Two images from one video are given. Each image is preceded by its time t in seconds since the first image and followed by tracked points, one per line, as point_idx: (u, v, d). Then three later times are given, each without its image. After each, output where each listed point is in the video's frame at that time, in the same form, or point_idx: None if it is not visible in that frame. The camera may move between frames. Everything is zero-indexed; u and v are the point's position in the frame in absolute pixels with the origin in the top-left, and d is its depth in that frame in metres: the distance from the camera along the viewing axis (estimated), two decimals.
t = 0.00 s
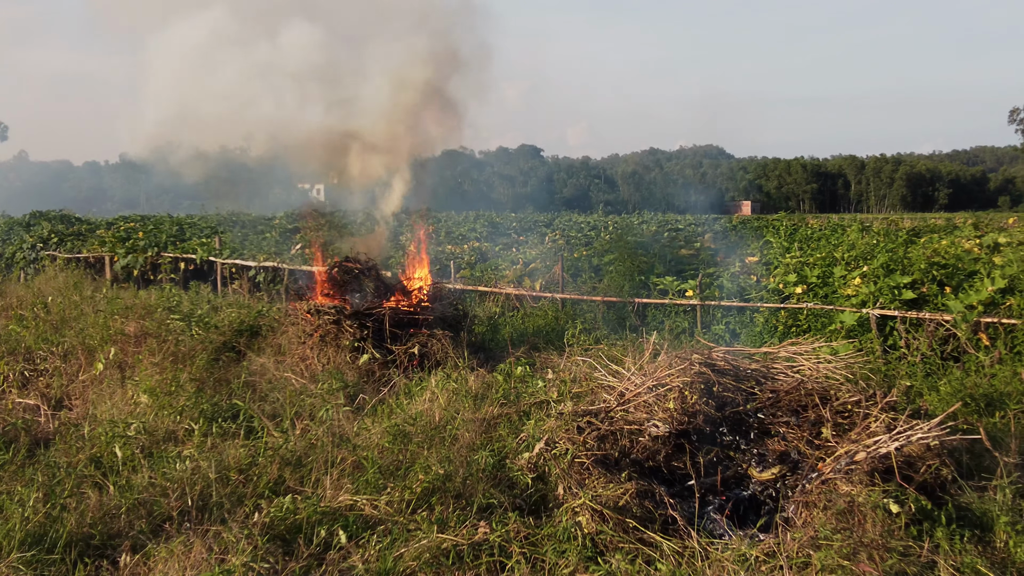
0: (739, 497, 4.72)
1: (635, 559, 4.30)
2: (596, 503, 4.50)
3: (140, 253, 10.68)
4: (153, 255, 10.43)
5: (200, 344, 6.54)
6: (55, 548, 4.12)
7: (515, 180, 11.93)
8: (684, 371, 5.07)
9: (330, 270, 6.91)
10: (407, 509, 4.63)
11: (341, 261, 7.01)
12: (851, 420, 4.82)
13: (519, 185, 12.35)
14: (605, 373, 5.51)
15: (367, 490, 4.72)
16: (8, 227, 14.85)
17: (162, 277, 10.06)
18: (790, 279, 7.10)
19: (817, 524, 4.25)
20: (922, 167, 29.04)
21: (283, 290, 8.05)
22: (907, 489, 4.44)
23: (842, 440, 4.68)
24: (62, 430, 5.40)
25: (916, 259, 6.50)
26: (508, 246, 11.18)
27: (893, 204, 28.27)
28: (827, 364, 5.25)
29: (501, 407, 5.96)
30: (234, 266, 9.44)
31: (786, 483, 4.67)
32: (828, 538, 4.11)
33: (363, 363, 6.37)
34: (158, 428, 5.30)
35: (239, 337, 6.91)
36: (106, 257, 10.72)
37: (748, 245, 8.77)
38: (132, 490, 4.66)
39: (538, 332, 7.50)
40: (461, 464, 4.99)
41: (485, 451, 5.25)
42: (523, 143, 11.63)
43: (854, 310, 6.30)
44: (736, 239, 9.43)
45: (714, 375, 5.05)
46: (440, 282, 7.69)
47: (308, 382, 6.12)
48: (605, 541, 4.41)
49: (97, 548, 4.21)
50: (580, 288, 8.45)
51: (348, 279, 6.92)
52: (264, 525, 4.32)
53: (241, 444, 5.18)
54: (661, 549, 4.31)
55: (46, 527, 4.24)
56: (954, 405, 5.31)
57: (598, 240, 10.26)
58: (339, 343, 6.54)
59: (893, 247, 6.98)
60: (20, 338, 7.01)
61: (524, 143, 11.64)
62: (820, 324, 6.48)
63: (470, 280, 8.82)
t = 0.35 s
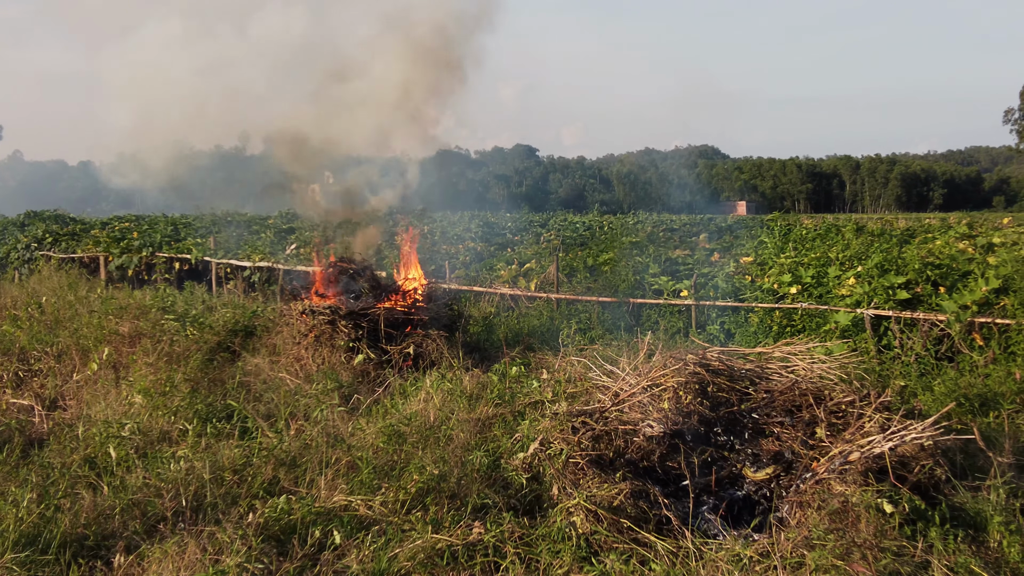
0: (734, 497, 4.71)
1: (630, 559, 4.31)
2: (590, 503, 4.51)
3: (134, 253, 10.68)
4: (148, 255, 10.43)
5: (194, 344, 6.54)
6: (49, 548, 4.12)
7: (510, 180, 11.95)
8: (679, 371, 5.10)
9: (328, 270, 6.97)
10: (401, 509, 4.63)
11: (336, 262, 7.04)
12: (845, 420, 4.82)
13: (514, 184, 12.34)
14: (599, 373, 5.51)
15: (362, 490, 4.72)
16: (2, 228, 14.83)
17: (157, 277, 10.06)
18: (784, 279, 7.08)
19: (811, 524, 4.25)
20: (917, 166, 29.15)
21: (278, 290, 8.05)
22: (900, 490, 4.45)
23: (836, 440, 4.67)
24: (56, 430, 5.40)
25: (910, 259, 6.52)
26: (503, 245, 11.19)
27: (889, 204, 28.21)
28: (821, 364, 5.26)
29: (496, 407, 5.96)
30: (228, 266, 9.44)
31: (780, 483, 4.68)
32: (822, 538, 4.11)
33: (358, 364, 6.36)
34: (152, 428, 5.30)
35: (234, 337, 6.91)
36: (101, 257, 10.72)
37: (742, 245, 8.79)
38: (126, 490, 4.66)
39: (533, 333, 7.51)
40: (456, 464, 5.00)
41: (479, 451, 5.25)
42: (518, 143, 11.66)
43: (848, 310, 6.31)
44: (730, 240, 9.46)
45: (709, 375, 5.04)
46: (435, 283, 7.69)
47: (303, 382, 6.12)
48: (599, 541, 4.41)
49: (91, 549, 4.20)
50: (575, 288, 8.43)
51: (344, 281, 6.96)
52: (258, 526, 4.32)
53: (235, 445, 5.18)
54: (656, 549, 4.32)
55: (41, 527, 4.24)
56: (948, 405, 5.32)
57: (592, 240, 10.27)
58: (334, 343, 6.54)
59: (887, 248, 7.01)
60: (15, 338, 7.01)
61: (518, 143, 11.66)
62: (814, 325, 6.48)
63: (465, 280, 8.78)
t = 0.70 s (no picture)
0: (730, 497, 4.72)
1: (625, 559, 4.31)
2: (586, 504, 4.50)
3: (130, 252, 10.68)
4: (144, 255, 10.42)
5: (190, 344, 6.53)
6: (44, 548, 4.11)
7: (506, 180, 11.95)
8: (674, 371, 5.13)
9: (322, 269, 6.97)
10: (397, 509, 4.62)
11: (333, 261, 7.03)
12: (841, 420, 4.82)
13: (510, 183, 12.34)
14: (596, 374, 5.60)
15: (358, 490, 4.72)
16: None
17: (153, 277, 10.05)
18: (780, 279, 7.07)
19: (808, 524, 4.24)
20: (913, 167, 29.25)
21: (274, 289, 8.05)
22: (896, 489, 4.45)
23: (832, 440, 4.68)
24: (52, 430, 5.40)
25: (906, 260, 6.53)
26: (499, 245, 11.20)
27: (884, 204, 28.29)
28: (817, 364, 5.26)
29: (492, 407, 5.95)
30: (224, 266, 9.44)
31: (776, 483, 4.68)
32: (817, 537, 4.11)
33: (354, 364, 6.36)
34: (148, 428, 5.30)
35: (230, 337, 6.91)
36: (96, 257, 10.71)
37: (738, 246, 8.80)
38: (122, 490, 4.66)
39: (529, 333, 7.52)
40: (452, 464, 5.00)
41: (475, 451, 5.24)
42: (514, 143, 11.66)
43: (844, 310, 6.32)
44: (726, 240, 9.48)
45: (705, 375, 5.06)
46: (431, 284, 7.71)
47: (299, 382, 6.12)
48: (595, 541, 4.40)
49: (87, 549, 4.20)
50: (571, 287, 8.41)
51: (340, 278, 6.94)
52: (254, 526, 4.32)
53: (231, 445, 5.17)
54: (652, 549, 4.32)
55: (36, 527, 4.23)
56: (943, 405, 5.32)
57: (589, 240, 10.26)
58: (330, 343, 6.53)
59: (883, 248, 7.02)
60: (10, 338, 7.00)
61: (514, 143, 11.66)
62: (811, 324, 6.49)
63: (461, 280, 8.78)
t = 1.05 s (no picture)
0: (726, 497, 4.73)
1: (621, 558, 4.30)
2: (582, 503, 4.51)
3: (126, 252, 10.67)
4: (140, 255, 10.41)
5: (186, 343, 6.53)
6: (40, 548, 4.11)
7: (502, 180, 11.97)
8: (670, 371, 5.12)
9: (319, 270, 6.92)
10: (393, 508, 4.62)
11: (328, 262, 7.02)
12: (836, 419, 4.84)
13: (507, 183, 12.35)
14: (591, 373, 5.62)
15: (353, 490, 4.72)
16: None
17: (149, 277, 10.05)
18: (776, 279, 7.10)
19: (803, 523, 4.24)
20: (908, 167, 29.37)
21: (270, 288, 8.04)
22: (891, 489, 4.45)
23: (827, 439, 4.71)
24: (48, 430, 5.40)
25: (901, 260, 6.54)
26: (496, 245, 11.22)
27: (880, 204, 28.37)
28: (812, 363, 5.27)
29: (487, 406, 5.95)
30: (220, 266, 9.44)
31: (772, 482, 4.68)
32: (813, 536, 4.11)
33: (350, 363, 6.36)
34: (144, 428, 5.30)
35: (225, 337, 6.90)
36: (92, 257, 10.70)
37: (734, 245, 8.82)
38: (118, 490, 4.65)
39: (525, 333, 7.53)
40: (448, 464, 5.00)
41: (471, 451, 5.24)
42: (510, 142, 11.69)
43: (839, 310, 6.33)
44: (722, 240, 9.50)
45: (701, 374, 5.05)
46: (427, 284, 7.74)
47: (294, 382, 6.12)
48: (591, 540, 4.40)
49: (83, 548, 4.20)
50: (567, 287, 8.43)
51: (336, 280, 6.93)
52: (249, 525, 4.31)
53: (227, 445, 5.17)
54: (648, 548, 4.32)
55: (32, 527, 4.23)
56: (939, 404, 5.32)
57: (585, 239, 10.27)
58: (326, 343, 6.52)
59: (878, 248, 7.04)
60: (6, 338, 7.00)
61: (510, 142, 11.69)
62: (806, 324, 6.51)
63: (456, 280, 8.76)
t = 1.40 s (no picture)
0: (725, 496, 4.74)
1: (621, 557, 4.31)
2: (581, 502, 4.51)
3: (123, 252, 10.66)
4: (137, 255, 10.40)
5: (184, 343, 6.52)
6: (38, 548, 4.10)
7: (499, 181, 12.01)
8: (669, 370, 5.13)
9: (318, 270, 6.90)
10: (392, 508, 4.61)
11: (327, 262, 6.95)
12: (835, 418, 4.84)
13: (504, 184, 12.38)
14: (590, 373, 5.54)
15: (352, 489, 4.71)
16: None
17: (146, 276, 10.04)
18: (774, 278, 7.11)
19: (803, 522, 4.24)
20: (905, 168, 29.48)
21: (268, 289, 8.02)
22: (891, 488, 4.44)
23: (827, 437, 4.71)
24: (46, 430, 5.39)
25: (900, 259, 6.54)
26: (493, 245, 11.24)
27: (876, 205, 28.49)
28: (811, 363, 5.27)
29: (486, 405, 5.95)
30: (218, 266, 9.45)
31: (771, 481, 4.69)
32: (813, 535, 4.09)
33: (348, 363, 6.36)
34: (142, 428, 5.29)
35: (224, 337, 6.90)
36: (89, 257, 10.69)
37: (732, 244, 8.84)
38: (117, 489, 4.64)
39: (523, 334, 7.55)
40: (448, 463, 4.99)
41: (470, 450, 5.23)
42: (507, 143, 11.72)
43: (837, 309, 6.34)
44: (720, 239, 9.52)
45: (700, 373, 5.05)
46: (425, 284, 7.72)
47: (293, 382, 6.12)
48: (591, 539, 4.41)
49: (81, 548, 4.19)
50: (565, 287, 8.45)
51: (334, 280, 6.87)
52: (249, 525, 4.30)
53: (226, 444, 5.15)
54: (647, 547, 4.32)
55: (30, 527, 4.21)
56: (938, 403, 5.32)
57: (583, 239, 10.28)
58: (324, 343, 6.53)
59: (876, 247, 7.06)
60: (4, 338, 7.00)
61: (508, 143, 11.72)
62: (804, 323, 6.52)
63: (454, 280, 8.76)
